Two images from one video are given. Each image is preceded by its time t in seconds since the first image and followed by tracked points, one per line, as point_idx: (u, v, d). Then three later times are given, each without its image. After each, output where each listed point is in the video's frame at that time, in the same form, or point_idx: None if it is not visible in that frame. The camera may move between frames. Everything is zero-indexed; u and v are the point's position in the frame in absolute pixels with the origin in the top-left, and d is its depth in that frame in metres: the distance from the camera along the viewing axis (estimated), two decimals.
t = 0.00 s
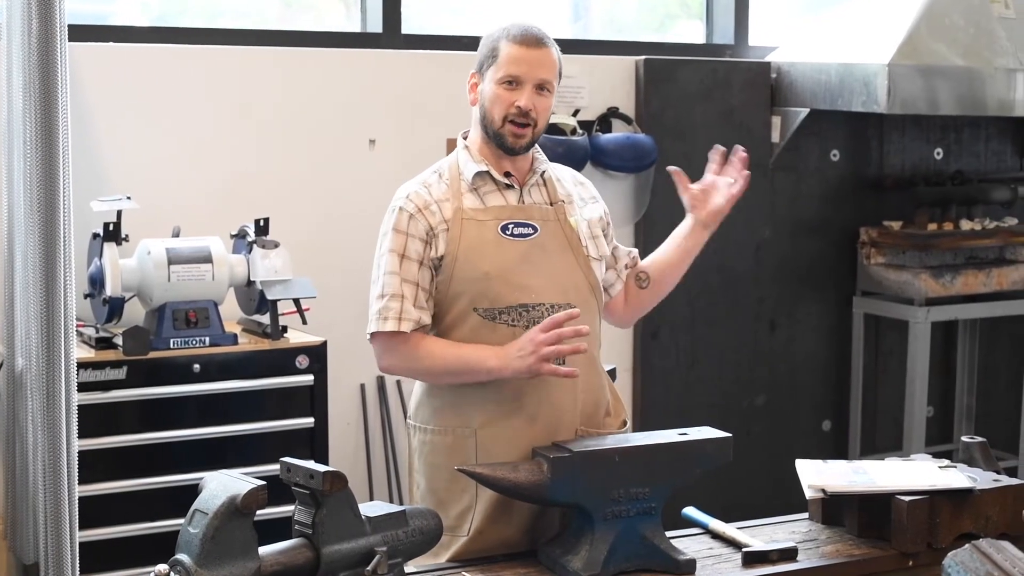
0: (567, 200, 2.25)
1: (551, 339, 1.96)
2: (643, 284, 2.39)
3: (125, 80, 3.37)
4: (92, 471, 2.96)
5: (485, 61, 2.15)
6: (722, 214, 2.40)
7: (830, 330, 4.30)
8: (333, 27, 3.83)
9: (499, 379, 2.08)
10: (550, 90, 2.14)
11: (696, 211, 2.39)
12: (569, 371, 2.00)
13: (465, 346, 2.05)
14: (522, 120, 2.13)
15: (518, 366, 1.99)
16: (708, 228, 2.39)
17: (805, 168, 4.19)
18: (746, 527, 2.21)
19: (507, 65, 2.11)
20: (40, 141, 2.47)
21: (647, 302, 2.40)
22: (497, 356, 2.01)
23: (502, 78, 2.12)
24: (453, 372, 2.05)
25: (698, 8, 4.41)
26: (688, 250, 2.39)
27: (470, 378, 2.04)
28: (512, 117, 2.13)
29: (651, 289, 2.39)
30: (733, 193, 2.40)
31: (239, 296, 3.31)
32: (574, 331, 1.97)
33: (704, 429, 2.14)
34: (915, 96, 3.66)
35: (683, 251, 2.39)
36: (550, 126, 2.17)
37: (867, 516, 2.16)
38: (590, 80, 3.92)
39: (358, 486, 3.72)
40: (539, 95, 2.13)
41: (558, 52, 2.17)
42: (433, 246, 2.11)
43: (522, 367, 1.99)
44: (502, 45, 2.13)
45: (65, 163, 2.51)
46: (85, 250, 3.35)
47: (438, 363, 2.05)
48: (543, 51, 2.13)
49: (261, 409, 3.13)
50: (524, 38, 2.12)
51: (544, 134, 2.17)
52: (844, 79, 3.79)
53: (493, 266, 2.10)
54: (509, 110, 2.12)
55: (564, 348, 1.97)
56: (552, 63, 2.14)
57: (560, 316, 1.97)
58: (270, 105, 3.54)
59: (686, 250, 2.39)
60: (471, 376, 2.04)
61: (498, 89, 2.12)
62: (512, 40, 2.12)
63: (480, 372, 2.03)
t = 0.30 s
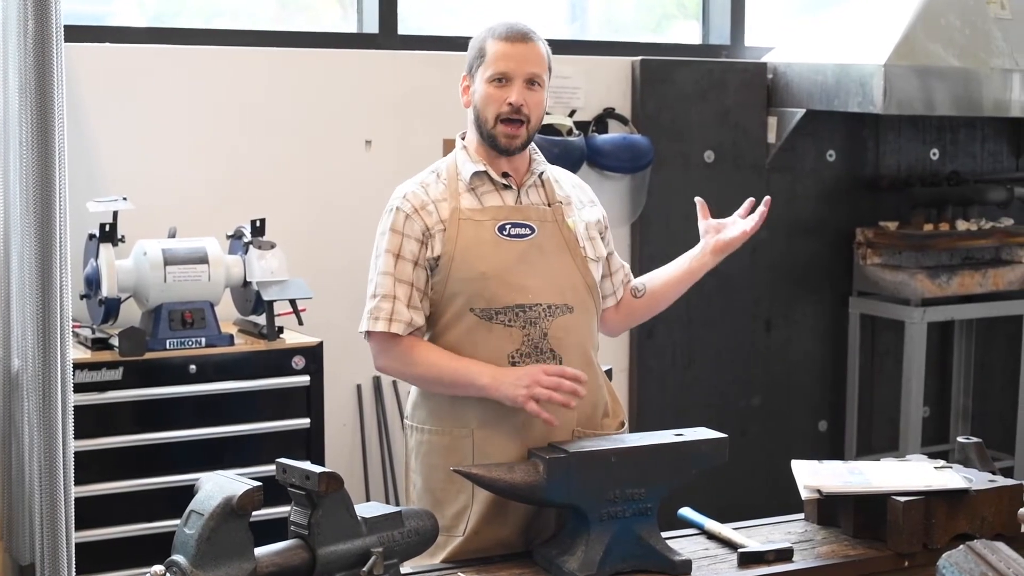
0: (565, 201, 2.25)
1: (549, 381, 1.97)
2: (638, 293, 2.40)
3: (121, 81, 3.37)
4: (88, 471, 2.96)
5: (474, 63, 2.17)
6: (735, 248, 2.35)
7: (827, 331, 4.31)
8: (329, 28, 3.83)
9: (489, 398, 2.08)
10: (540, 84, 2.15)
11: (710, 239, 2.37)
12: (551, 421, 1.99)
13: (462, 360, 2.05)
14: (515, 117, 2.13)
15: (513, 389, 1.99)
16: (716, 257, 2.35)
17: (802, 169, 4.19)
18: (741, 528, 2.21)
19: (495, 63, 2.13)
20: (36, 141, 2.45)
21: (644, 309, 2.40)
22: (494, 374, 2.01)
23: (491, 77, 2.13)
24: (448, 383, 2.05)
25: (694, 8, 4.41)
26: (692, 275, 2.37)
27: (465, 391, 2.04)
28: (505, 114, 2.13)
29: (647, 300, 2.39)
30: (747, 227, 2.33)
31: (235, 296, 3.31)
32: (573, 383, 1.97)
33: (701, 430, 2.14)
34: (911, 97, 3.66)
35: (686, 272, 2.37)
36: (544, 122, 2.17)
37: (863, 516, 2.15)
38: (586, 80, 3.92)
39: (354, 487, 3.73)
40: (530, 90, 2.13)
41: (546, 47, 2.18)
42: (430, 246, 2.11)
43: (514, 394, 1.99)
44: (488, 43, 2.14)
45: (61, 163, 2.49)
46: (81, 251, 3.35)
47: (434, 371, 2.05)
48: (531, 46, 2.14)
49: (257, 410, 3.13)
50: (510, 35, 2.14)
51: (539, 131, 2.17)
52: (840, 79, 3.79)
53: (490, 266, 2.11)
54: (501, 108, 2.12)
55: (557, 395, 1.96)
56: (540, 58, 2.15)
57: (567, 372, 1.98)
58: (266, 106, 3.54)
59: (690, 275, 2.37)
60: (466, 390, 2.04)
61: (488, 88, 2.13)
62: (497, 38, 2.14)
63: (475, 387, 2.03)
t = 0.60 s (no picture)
0: (564, 203, 2.25)
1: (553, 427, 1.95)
2: (626, 292, 2.41)
3: (117, 80, 3.37)
4: (85, 471, 2.96)
5: (479, 61, 2.17)
6: (713, 235, 2.37)
7: (823, 330, 4.31)
8: (326, 28, 3.83)
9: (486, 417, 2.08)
10: (544, 82, 2.15)
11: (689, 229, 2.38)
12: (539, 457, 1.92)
13: (467, 375, 2.05)
14: (519, 113, 2.13)
15: (517, 416, 1.99)
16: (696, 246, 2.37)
17: (798, 168, 4.19)
18: (737, 527, 2.21)
19: (501, 60, 2.13)
20: (30, 142, 2.30)
21: (634, 308, 2.41)
22: (500, 397, 2.02)
23: (496, 73, 2.13)
24: (451, 396, 2.05)
25: (691, 7, 4.40)
26: (679, 267, 2.38)
27: (467, 405, 2.04)
28: (509, 110, 2.13)
29: (636, 298, 2.41)
30: (723, 214, 2.35)
31: (231, 296, 3.31)
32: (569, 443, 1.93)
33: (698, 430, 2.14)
34: (907, 97, 3.67)
35: (669, 265, 2.39)
36: (547, 121, 2.18)
37: (859, 516, 2.16)
38: (582, 80, 3.92)
39: (351, 486, 3.73)
40: (534, 88, 2.14)
41: (551, 47, 2.19)
42: (431, 245, 2.11)
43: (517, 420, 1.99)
44: (494, 41, 2.15)
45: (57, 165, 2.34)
46: (77, 251, 3.35)
47: (438, 379, 2.06)
48: (535, 45, 2.15)
49: (254, 409, 3.13)
50: (515, 34, 2.15)
51: (541, 129, 2.18)
52: (836, 79, 3.79)
53: (491, 267, 2.11)
54: (506, 104, 2.13)
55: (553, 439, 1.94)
56: (544, 55, 2.16)
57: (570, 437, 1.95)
58: (262, 105, 3.54)
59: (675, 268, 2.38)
60: (469, 404, 2.04)
61: (493, 84, 2.14)
62: (503, 36, 2.15)
63: (478, 401, 2.03)
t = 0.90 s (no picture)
0: (563, 204, 2.26)
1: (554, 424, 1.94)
2: (618, 293, 2.40)
3: (114, 80, 3.37)
4: (82, 471, 2.96)
5: (480, 61, 2.17)
6: (701, 230, 2.39)
7: (820, 331, 4.31)
8: (323, 28, 3.83)
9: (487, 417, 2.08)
10: (545, 83, 2.16)
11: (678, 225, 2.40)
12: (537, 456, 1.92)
13: (469, 374, 2.05)
14: (520, 114, 2.13)
15: (518, 413, 1.98)
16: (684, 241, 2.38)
17: (795, 169, 4.20)
18: (734, 527, 2.22)
19: (502, 60, 2.13)
20: (28, 141, 2.26)
21: (627, 308, 2.40)
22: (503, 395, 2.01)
23: (497, 74, 2.13)
24: (452, 393, 2.05)
25: (688, 7, 4.41)
26: (671, 265, 2.39)
27: (469, 402, 2.04)
28: (510, 111, 2.13)
29: (629, 298, 2.40)
30: (712, 207, 2.37)
31: (228, 296, 3.31)
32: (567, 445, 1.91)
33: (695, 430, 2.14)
34: (904, 97, 3.67)
35: (660, 262, 2.39)
36: (547, 121, 2.18)
37: (855, 516, 2.16)
38: (579, 80, 3.92)
39: (348, 486, 3.73)
40: (535, 89, 2.14)
41: (552, 48, 2.19)
42: (431, 243, 2.11)
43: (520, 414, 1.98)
44: (495, 41, 2.15)
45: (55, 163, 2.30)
46: (74, 251, 3.35)
47: (439, 377, 2.05)
48: (537, 46, 2.15)
49: (251, 409, 3.13)
50: (517, 34, 2.15)
51: (542, 130, 2.18)
52: (833, 79, 3.79)
53: (490, 266, 2.11)
54: (507, 105, 2.13)
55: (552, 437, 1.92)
56: (546, 57, 2.16)
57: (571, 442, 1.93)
58: (259, 106, 3.54)
59: (667, 266, 2.40)
60: (469, 402, 2.04)
61: (494, 85, 2.14)
62: (505, 36, 2.15)
63: (481, 397, 2.02)
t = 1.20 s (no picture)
0: (562, 204, 2.26)
1: (528, 316, 1.93)
2: (611, 286, 2.42)
3: (110, 79, 3.37)
4: (78, 471, 2.96)
5: (480, 61, 2.18)
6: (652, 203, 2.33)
7: (817, 331, 4.32)
8: (320, 28, 3.83)
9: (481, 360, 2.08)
10: (544, 83, 2.16)
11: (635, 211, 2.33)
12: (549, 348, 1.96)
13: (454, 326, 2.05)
14: (519, 113, 2.13)
15: (498, 336, 1.98)
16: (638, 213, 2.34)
17: (792, 169, 4.20)
18: (731, 527, 2.21)
19: (501, 60, 2.13)
20: (24, 141, 2.21)
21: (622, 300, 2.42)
22: (481, 333, 2.01)
23: (496, 74, 2.14)
24: (443, 359, 2.04)
25: (684, 8, 4.42)
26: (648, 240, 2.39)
27: (459, 358, 2.03)
28: (508, 110, 2.13)
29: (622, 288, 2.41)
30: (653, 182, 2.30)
31: (225, 295, 3.31)
32: (551, 307, 1.93)
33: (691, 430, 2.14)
34: (901, 97, 3.67)
35: (634, 241, 2.39)
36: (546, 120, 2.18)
37: (852, 516, 2.16)
38: (576, 81, 3.93)
39: (344, 486, 3.73)
40: (533, 88, 2.14)
41: (551, 48, 2.19)
42: (429, 242, 2.10)
43: (498, 342, 1.97)
44: (494, 41, 2.15)
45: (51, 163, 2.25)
46: (70, 251, 3.35)
47: (426, 342, 2.05)
48: (536, 46, 2.15)
49: (248, 409, 3.13)
50: (515, 34, 2.15)
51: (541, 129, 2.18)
52: (829, 80, 3.80)
53: (488, 265, 2.11)
54: (505, 103, 2.13)
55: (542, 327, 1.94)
56: (545, 57, 2.16)
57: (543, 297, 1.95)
58: (255, 106, 3.54)
59: (643, 242, 2.39)
60: (456, 352, 2.03)
61: (493, 84, 2.14)
62: (504, 36, 2.15)
63: (469, 352, 2.02)
